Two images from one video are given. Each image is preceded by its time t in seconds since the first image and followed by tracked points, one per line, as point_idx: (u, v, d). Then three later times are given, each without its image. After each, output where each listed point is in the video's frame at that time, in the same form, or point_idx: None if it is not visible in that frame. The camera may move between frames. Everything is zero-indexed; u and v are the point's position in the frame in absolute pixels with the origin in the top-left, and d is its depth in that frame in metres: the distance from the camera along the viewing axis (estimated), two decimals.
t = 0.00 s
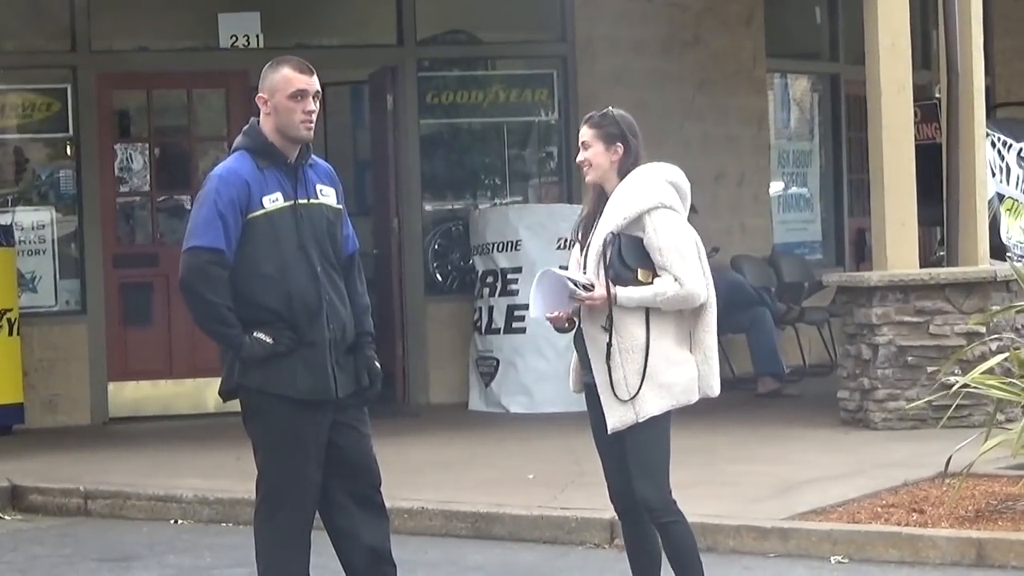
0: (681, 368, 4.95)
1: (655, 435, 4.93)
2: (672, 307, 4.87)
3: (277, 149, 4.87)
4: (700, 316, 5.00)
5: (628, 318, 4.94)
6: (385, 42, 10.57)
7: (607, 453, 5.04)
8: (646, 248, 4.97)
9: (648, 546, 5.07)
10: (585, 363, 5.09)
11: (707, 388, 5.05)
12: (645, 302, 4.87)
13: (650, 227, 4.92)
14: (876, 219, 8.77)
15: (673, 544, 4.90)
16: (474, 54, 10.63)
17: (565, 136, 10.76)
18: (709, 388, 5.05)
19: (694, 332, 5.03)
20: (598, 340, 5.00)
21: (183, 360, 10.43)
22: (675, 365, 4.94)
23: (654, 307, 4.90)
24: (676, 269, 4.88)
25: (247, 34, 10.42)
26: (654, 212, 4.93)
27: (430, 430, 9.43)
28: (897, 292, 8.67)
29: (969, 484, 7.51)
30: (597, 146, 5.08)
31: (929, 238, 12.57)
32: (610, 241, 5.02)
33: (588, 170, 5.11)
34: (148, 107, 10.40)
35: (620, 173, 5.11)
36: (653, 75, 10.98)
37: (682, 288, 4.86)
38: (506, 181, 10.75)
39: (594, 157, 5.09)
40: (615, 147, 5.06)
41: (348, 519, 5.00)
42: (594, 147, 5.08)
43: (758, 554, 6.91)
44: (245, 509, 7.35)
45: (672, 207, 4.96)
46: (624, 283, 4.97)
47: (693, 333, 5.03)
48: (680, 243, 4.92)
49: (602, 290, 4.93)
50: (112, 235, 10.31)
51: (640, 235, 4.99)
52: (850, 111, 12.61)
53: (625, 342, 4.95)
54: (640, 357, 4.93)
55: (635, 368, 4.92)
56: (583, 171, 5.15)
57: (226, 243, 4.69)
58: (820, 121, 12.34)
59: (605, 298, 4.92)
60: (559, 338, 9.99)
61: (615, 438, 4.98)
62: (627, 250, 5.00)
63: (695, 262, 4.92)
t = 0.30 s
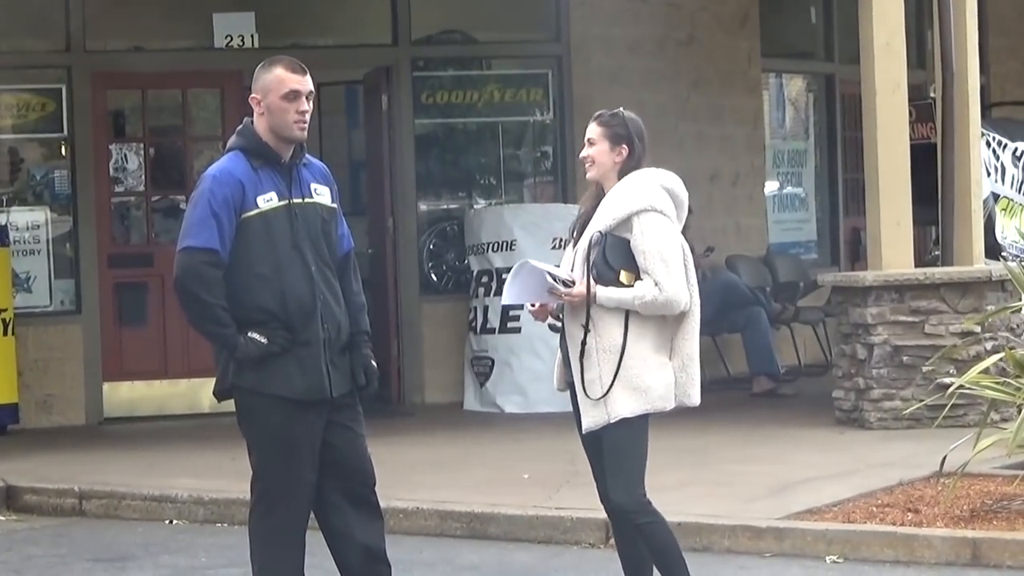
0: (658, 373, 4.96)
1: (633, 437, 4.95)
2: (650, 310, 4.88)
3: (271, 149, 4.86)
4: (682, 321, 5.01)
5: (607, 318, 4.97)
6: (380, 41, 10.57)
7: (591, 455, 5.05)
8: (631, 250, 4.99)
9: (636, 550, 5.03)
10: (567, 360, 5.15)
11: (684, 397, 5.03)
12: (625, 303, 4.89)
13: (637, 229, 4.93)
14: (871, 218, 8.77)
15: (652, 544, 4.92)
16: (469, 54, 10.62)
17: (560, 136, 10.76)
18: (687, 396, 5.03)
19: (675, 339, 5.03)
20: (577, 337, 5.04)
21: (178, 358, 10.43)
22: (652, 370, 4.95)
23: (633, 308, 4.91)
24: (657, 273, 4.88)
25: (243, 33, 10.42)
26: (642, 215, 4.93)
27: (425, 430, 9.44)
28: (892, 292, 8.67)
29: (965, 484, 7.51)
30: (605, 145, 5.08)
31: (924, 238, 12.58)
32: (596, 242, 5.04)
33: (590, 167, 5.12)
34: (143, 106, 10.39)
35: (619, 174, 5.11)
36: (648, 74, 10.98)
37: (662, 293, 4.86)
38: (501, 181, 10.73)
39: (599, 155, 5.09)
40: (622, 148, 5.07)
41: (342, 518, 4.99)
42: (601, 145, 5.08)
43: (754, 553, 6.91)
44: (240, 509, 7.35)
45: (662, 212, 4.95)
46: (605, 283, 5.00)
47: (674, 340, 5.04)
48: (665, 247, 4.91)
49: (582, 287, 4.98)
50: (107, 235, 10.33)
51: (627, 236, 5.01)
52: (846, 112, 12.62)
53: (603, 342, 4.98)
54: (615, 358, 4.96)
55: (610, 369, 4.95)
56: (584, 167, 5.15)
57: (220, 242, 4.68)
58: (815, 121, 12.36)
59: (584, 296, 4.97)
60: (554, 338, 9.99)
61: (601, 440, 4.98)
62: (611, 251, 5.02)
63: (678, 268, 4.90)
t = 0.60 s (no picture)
0: (653, 372, 4.96)
1: (629, 436, 4.95)
2: (647, 310, 4.89)
3: (264, 147, 4.86)
4: (678, 320, 5.00)
5: (604, 319, 4.97)
6: (373, 39, 10.57)
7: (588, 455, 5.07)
8: (628, 250, 4.98)
9: (630, 547, 5.06)
10: (561, 360, 5.15)
11: (679, 396, 5.04)
12: (622, 303, 4.90)
13: (633, 229, 4.93)
14: (864, 214, 8.77)
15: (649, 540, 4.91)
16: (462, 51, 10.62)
17: (554, 133, 10.76)
18: (681, 394, 5.05)
19: (669, 339, 5.03)
20: (574, 338, 5.05)
21: (172, 356, 10.42)
22: (647, 369, 4.95)
23: (631, 308, 4.92)
24: (654, 273, 4.89)
25: (236, 31, 10.42)
26: (638, 216, 4.94)
27: (420, 427, 9.44)
28: (886, 287, 8.68)
29: (959, 480, 7.51)
30: (596, 142, 5.08)
31: (918, 233, 12.59)
32: (590, 242, 5.03)
33: (580, 164, 5.11)
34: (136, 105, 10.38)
35: (610, 172, 5.12)
36: (641, 71, 10.98)
37: (659, 292, 4.87)
38: (495, 178, 10.75)
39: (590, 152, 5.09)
40: (613, 146, 5.08)
41: (337, 515, 5.00)
42: (592, 143, 5.08)
43: (748, 549, 6.90)
44: (235, 507, 7.35)
45: (657, 211, 4.97)
46: (603, 283, 4.98)
47: (667, 339, 5.03)
48: (660, 245, 4.93)
49: (579, 288, 4.97)
50: (101, 232, 10.32)
51: (623, 236, 5.00)
52: (840, 108, 12.63)
53: (598, 342, 4.99)
54: (612, 358, 4.96)
55: (608, 369, 4.95)
56: (573, 164, 5.15)
57: (213, 241, 4.68)
58: (809, 117, 12.36)
59: (581, 297, 4.96)
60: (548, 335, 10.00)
61: (601, 438, 4.97)
62: (608, 251, 5.01)
63: (674, 267, 4.92)
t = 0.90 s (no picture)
0: (652, 364, 4.95)
1: (633, 429, 4.92)
2: (647, 300, 4.86)
3: (256, 137, 4.85)
4: (675, 309, 4.98)
5: (601, 312, 4.94)
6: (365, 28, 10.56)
7: (589, 450, 5.06)
8: (624, 241, 4.95)
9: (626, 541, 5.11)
10: (557, 353, 5.11)
11: (677, 384, 5.04)
12: (620, 294, 4.87)
13: (627, 220, 4.91)
14: (856, 205, 8.77)
15: (651, 535, 4.87)
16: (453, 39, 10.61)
17: (546, 123, 10.76)
18: (679, 383, 5.04)
19: (666, 330, 5.02)
20: (571, 331, 5.01)
21: (163, 345, 10.42)
22: (646, 361, 4.94)
23: (629, 299, 4.89)
24: (653, 262, 4.86)
25: (227, 20, 10.42)
26: (633, 206, 4.92)
27: (412, 416, 9.45)
28: (878, 277, 8.68)
29: (950, 470, 7.52)
30: (583, 132, 5.06)
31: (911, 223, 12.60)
32: (586, 233, 5.00)
33: (568, 155, 5.09)
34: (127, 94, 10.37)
35: (598, 162, 5.10)
36: (631, 60, 10.97)
37: (658, 281, 4.83)
38: (487, 167, 10.74)
39: (578, 142, 5.07)
40: (600, 134, 5.05)
41: (329, 506, 5.00)
42: (579, 132, 5.07)
43: (739, 538, 6.90)
44: (226, 496, 7.35)
45: (651, 202, 4.95)
46: (600, 275, 4.95)
47: (664, 330, 5.02)
48: (656, 236, 4.91)
49: (577, 280, 4.93)
50: (92, 222, 10.30)
51: (618, 227, 4.98)
52: (832, 99, 12.63)
53: (596, 336, 4.95)
54: (611, 351, 4.93)
55: (607, 363, 4.92)
56: (562, 157, 5.13)
57: (205, 230, 4.67)
58: (801, 107, 12.37)
59: (579, 290, 4.92)
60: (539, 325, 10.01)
61: (608, 432, 4.95)
62: (604, 242, 4.99)
63: (673, 256, 4.90)
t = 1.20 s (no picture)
0: (653, 340, 4.90)
1: (631, 405, 4.88)
2: (647, 277, 4.80)
3: (252, 114, 4.84)
4: (674, 285, 4.93)
5: (602, 288, 4.88)
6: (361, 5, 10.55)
7: (589, 426, 4.98)
8: (623, 217, 4.88)
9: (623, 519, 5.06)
10: (557, 330, 5.05)
11: (677, 360, 5.00)
12: (620, 271, 4.81)
13: (627, 196, 4.83)
14: (852, 183, 8.79)
15: (648, 511, 4.85)
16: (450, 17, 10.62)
17: (541, 100, 10.77)
18: (678, 359, 5.00)
19: (666, 305, 4.96)
20: (570, 307, 4.95)
21: (159, 321, 10.44)
22: (647, 336, 4.88)
23: (629, 276, 4.82)
24: (653, 239, 4.80)
25: None
26: (632, 182, 4.85)
27: (407, 394, 9.46)
28: (873, 255, 8.70)
29: (944, 447, 7.53)
30: (581, 109, 4.98)
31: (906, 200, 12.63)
32: (586, 210, 4.94)
33: (566, 133, 5.01)
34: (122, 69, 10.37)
35: (596, 139, 5.02)
36: (626, 36, 10.96)
37: (658, 257, 4.78)
38: (482, 144, 10.75)
39: (575, 120, 4.99)
40: (599, 111, 4.97)
41: (324, 481, 5.00)
42: (577, 110, 4.98)
43: (734, 515, 6.90)
44: (221, 472, 7.36)
45: (650, 176, 4.88)
46: (600, 251, 4.89)
47: (664, 306, 4.96)
48: (657, 213, 4.84)
49: (577, 256, 4.87)
50: (88, 200, 10.30)
51: (617, 203, 4.92)
52: (828, 77, 12.63)
53: (596, 312, 4.89)
54: (611, 328, 4.88)
55: (606, 339, 4.86)
56: (559, 134, 5.04)
57: (199, 207, 4.67)
58: (796, 85, 12.37)
59: (579, 265, 4.86)
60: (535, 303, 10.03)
61: (605, 409, 4.90)
62: (603, 219, 4.93)
63: (673, 232, 4.84)
